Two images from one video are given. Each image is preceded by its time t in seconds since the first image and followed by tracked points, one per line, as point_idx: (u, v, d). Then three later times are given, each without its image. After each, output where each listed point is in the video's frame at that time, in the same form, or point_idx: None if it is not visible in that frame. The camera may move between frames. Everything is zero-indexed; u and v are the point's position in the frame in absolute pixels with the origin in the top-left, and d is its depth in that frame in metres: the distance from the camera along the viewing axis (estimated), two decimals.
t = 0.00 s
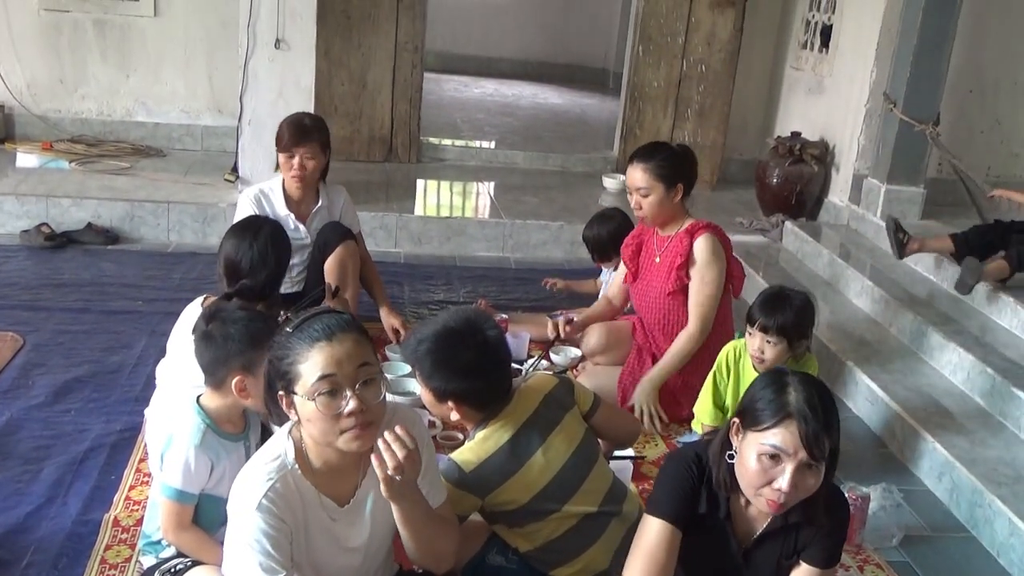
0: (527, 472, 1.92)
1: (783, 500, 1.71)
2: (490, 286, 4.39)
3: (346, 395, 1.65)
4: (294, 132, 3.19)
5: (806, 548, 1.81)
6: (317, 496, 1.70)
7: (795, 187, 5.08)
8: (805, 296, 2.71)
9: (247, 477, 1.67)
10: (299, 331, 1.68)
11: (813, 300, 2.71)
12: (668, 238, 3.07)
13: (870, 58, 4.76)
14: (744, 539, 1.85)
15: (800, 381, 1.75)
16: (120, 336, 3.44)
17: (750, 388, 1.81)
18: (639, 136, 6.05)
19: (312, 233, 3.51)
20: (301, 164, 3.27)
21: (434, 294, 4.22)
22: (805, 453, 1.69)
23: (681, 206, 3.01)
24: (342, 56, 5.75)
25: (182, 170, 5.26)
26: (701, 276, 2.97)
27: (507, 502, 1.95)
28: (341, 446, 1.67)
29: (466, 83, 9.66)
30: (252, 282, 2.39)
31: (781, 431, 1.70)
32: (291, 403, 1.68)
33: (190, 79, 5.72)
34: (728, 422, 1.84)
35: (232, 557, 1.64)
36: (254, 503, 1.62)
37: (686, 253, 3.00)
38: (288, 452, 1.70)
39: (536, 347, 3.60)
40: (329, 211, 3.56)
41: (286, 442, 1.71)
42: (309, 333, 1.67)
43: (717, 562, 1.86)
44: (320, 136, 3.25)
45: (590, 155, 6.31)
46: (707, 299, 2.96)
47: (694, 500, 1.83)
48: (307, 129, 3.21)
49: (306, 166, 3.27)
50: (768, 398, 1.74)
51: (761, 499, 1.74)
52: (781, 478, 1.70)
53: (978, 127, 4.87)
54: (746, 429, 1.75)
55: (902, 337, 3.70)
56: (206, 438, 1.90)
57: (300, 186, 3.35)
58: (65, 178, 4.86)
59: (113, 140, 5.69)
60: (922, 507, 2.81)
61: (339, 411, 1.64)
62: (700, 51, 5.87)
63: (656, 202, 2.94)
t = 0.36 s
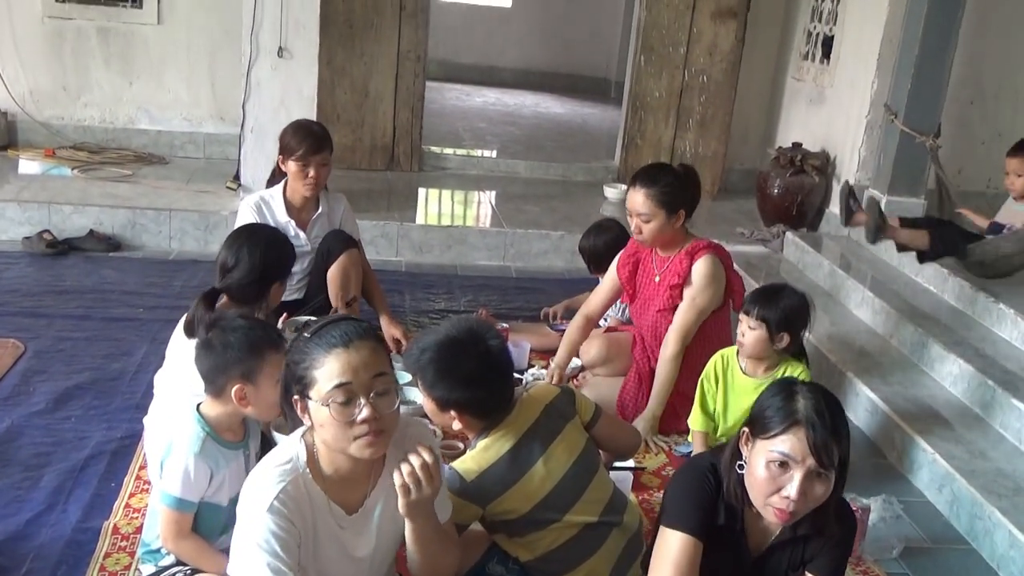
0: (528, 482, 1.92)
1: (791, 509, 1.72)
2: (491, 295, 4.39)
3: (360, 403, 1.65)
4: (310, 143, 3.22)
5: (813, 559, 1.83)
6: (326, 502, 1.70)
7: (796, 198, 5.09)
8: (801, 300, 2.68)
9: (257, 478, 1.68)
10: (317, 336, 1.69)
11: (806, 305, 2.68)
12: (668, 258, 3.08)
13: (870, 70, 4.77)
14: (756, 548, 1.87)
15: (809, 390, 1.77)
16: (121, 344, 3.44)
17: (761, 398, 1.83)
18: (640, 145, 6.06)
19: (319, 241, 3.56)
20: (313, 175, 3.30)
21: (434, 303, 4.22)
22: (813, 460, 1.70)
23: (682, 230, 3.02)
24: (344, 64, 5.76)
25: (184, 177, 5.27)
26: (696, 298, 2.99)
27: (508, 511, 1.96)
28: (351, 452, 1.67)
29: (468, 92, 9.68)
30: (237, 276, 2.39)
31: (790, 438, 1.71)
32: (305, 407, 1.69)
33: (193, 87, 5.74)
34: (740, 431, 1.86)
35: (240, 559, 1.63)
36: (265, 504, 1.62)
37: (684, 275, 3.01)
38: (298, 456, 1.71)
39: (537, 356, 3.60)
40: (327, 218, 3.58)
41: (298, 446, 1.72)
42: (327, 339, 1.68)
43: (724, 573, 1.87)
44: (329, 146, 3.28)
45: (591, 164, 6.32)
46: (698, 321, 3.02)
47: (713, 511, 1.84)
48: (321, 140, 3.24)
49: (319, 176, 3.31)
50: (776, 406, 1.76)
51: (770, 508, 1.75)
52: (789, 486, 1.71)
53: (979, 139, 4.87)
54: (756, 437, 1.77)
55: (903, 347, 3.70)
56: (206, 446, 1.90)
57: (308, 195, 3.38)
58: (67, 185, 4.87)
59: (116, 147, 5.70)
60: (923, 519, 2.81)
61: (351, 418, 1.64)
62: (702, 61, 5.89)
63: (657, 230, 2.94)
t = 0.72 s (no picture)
0: (524, 486, 1.92)
1: (794, 505, 1.72)
2: (491, 300, 4.39)
3: (387, 412, 1.64)
4: (313, 138, 3.23)
5: (814, 567, 1.81)
6: (344, 502, 1.70)
7: (797, 205, 5.09)
8: (779, 302, 2.68)
9: (279, 469, 1.68)
10: (348, 339, 1.67)
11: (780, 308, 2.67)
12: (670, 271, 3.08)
13: (871, 78, 4.78)
14: (757, 555, 1.86)
15: (810, 389, 1.78)
16: (121, 346, 3.44)
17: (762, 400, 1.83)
18: (641, 151, 6.06)
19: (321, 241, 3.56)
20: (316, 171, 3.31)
21: (434, 307, 4.22)
22: (815, 453, 1.71)
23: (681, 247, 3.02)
24: (346, 69, 5.76)
25: (185, 181, 5.27)
26: (700, 309, 3.01)
27: (505, 514, 1.97)
28: (373, 459, 1.66)
29: (470, 98, 9.69)
30: (233, 274, 2.40)
31: (791, 431, 1.73)
32: (331, 409, 1.69)
33: (195, 91, 5.74)
34: (742, 435, 1.86)
35: (252, 548, 1.64)
36: (285, 497, 1.63)
37: (692, 285, 3.01)
38: (320, 453, 1.71)
39: (536, 361, 3.60)
40: (328, 220, 3.58)
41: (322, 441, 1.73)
42: (359, 346, 1.66)
43: None
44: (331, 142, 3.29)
45: (592, 170, 6.32)
46: (699, 329, 3.04)
47: (715, 516, 1.84)
48: (323, 135, 3.26)
49: (321, 172, 3.31)
50: (777, 403, 1.77)
51: (773, 506, 1.74)
52: (792, 479, 1.71)
53: (980, 147, 4.88)
54: (758, 435, 1.78)
55: (903, 354, 3.70)
56: (205, 448, 1.90)
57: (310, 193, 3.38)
58: (69, 188, 4.88)
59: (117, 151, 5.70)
60: (922, 526, 2.80)
61: (376, 426, 1.64)
62: (703, 68, 5.89)
63: (656, 250, 2.94)
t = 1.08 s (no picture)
0: (527, 485, 1.93)
1: (794, 507, 1.71)
2: (494, 301, 4.39)
3: (393, 458, 1.62)
4: (297, 130, 3.23)
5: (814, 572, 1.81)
6: (346, 507, 1.71)
7: (800, 208, 5.09)
8: (768, 343, 2.62)
9: (282, 471, 1.69)
10: (366, 374, 1.61)
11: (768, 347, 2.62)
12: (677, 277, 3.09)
13: (875, 81, 4.78)
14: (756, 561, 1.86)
15: (805, 391, 1.78)
16: (124, 345, 3.45)
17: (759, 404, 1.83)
18: (645, 154, 6.06)
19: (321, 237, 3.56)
20: (300, 161, 3.29)
21: (437, 307, 4.22)
22: (813, 454, 1.71)
23: (685, 256, 3.02)
24: (350, 69, 5.77)
25: (189, 180, 5.28)
26: (709, 313, 3.01)
27: (507, 513, 1.97)
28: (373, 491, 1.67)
29: (474, 99, 9.69)
30: (244, 275, 2.40)
31: (789, 432, 1.73)
32: (339, 431, 1.66)
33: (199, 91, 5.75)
34: (739, 440, 1.86)
35: (251, 549, 1.64)
36: (285, 499, 1.63)
37: (701, 290, 3.01)
38: (324, 458, 1.71)
39: (539, 362, 3.60)
40: (328, 216, 3.58)
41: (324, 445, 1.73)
42: (376, 390, 1.59)
43: None
44: (321, 135, 3.27)
45: (595, 172, 6.33)
46: (707, 332, 3.04)
47: (713, 520, 1.84)
48: (308, 127, 3.24)
49: (303, 163, 3.30)
50: (773, 406, 1.78)
51: (773, 509, 1.74)
52: (792, 481, 1.71)
53: (984, 151, 4.87)
54: (755, 438, 1.78)
55: (906, 357, 3.70)
56: (207, 446, 1.91)
57: (298, 184, 3.37)
58: (73, 187, 4.88)
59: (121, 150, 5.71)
60: (924, 529, 2.80)
61: (380, 470, 1.63)
62: (707, 70, 5.89)
63: (661, 256, 2.94)
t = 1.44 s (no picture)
0: (541, 475, 1.92)
1: (801, 504, 1.70)
2: (506, 296, 4.39)
3: (391, 470, 1.63)
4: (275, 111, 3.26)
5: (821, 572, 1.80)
6: (347, 506, 1.71)
7: (815, 208, 5.07)
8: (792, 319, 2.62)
9: (284, 468, 1.70)
10: (368, 387, 1.60)
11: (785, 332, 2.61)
12: (694, 275, 3.08)
13: (892, 81, 4.75)
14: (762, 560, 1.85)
15: (813, 389, 1.78)
16: (137, 334, 3.46)
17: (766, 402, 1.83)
18: (659, 151, 6.05)
19: (320, 220, 3.54)
20: (279, 144, 3.31)
21: (449, 302, 4.22)
22: (820, 451, 1.71)
23: (704, 253, 3.02)
24: (365, 63, 5.78)
25: (204, 172, 5.29)
26: (726, 312, 3.00)
27: (518, 502, 1.96)
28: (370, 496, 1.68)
29: (488, 95, 9.68)
30: (258, 267, 2.41)
31: (795, 429, 1.73)
32: (339, 437, 1.67)
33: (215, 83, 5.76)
34: (746, 438, 1.86)
35: (255, 548, 1.64)
36: (286, 499, 1.64)
37: (718, 289, 3.00)
38: (325, 458, 1.72)
39: (550, 357, 3.60)
40: (325, 200, 3.57)
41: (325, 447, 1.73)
42: (377, 404, 1.59)
43: None
44: (302, 117, 3.26)
45: (609, 169, 6.32)
46: (723, 332, 3.03)
47: (718, 517, 1.84)
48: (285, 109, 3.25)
49: (282, 145, 3.31)
50: (780, 403, 1.77)
51: (779, 508, 1.73)
52: (798, 478, 1.71)
53: (1000, 152, 4.84)
54: (762, 435, 1.78)
55: (918, 358, 3.68)
56: (217, 436, 1.91)
57: (282, 167, 3.39)
58: (88, 177, 4.90)
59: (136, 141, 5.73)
60: (935, 531, 2.78)
61: (378, 480, 1.64)
62: (723, 68, 5.87)
63: (681, 253, 2.93)
